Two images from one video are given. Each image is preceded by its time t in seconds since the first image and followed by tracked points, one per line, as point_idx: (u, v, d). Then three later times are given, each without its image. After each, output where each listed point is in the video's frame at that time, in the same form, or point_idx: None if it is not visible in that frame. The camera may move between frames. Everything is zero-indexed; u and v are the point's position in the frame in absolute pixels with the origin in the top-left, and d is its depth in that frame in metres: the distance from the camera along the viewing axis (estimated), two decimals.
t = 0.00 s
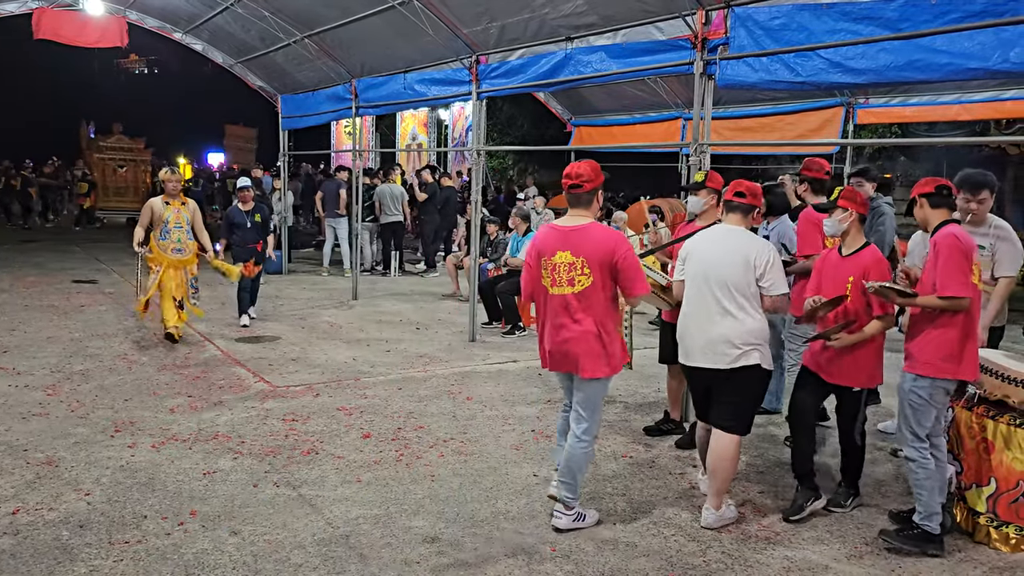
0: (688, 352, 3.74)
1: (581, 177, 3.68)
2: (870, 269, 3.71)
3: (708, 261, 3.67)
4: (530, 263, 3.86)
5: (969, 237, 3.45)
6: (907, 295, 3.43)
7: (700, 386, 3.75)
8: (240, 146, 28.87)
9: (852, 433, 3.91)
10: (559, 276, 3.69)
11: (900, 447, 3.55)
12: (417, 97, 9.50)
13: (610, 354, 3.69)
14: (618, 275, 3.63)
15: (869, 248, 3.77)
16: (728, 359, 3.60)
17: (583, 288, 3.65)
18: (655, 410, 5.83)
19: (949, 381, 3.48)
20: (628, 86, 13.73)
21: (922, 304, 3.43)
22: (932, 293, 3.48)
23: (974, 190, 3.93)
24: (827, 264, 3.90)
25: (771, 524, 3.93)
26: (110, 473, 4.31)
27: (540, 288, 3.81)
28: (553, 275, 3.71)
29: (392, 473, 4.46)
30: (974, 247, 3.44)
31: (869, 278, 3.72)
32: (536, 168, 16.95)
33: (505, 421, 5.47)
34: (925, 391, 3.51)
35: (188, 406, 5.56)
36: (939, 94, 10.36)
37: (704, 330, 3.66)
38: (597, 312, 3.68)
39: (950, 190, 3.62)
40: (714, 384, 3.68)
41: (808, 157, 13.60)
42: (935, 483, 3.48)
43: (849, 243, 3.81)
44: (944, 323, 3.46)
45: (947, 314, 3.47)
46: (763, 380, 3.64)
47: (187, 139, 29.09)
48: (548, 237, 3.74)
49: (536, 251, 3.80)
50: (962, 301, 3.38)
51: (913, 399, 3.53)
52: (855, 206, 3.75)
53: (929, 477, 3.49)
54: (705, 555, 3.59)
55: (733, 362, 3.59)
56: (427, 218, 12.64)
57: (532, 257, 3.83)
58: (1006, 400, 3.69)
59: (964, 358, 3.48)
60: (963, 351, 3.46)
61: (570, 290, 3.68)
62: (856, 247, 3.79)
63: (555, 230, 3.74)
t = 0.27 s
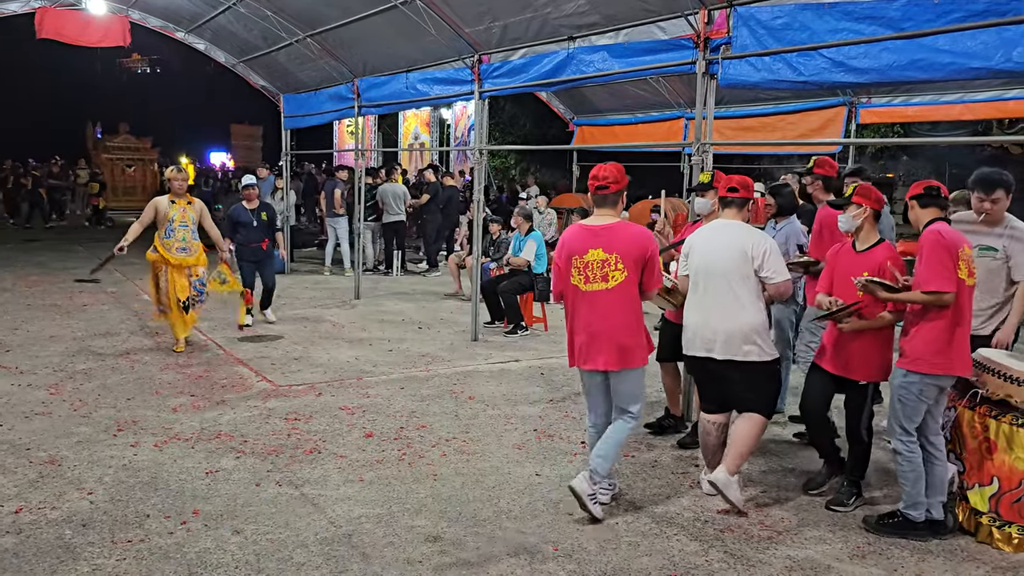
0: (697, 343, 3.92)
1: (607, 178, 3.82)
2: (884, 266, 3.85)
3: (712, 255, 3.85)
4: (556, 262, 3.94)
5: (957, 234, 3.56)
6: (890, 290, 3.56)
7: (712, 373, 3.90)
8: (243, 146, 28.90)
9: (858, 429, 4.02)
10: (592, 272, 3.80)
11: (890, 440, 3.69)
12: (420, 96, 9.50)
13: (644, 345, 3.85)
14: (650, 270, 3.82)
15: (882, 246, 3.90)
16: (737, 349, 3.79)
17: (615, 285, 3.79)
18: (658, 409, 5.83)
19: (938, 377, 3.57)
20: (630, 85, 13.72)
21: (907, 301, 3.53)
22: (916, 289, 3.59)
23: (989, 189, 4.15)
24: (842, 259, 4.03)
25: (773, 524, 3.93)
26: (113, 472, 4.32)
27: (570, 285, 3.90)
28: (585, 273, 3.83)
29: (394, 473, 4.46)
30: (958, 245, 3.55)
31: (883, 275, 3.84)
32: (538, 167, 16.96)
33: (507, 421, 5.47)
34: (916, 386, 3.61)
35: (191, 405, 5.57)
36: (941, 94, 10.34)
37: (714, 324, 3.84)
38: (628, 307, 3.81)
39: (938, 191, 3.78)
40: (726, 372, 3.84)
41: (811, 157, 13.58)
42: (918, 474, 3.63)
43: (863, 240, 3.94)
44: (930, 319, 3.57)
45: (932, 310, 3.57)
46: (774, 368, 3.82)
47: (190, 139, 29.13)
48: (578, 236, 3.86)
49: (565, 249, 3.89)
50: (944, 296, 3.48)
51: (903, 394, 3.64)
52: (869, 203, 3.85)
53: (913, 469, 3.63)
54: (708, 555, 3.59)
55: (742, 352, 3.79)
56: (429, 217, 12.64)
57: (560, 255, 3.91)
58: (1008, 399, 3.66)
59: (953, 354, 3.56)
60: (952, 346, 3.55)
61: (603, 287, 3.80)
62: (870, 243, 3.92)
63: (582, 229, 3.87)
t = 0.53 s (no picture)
0: (713, 338, 4.03)
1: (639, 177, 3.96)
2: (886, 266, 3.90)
3: (727, 251, 3.99)
4: (585, 258, 3.99)
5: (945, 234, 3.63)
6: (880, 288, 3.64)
7: (727, 371, 4.02)
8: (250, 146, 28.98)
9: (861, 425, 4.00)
10: (628, 267, 3.93)
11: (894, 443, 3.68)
12: (426, 96, 9.50)
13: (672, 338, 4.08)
14: (680, 266, 4.02)
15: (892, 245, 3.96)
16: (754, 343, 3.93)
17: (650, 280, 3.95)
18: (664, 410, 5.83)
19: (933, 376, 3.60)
20: (636, 86, 13.71)
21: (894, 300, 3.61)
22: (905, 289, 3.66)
23: (1009, 196, 4.19)
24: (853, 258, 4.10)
25: (780, 525, 3.92)
26: (120, 471, 4.34)
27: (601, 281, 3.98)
28: (622, 269, 3.94)
29: (400, 473, 4.46)
30: (945, 247, 3.61)
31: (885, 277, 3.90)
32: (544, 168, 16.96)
33: (513, 421, 5.47)
34: (912, 386, 3.64)
35: (197, 405, 5.58)
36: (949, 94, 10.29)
37: (729, 320, 3.97)
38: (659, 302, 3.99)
39: (934, 192, 3.84)
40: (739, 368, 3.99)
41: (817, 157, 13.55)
42: (924, 476, 3.63)
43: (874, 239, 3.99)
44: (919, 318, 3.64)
45: (923, 310, 3.64)
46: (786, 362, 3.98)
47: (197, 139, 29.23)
48: (612, 234, 3.95)
49: (596, 246, 3.97)
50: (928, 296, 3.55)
51: (901, 395, 3.68)
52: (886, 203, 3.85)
53: (918, 471, 3.63)
54: (714, 555, 3.58)
55: (759, 344, 3.92)
56: (435, 217, 12.65)
57: (591, 251, 3.97)
58: (1015, 401, 3.60)
59: (945, 353, 3.60)
60: (943, 346, 3.59)
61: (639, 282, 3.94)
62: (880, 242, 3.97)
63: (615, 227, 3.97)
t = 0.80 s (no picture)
0: (738, 340, 4.03)
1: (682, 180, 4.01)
2: (892, 264, 3.91)
3: (757, 255, 3.98)
4: (643, 258, 3.91)
5: (948, 234, 3.63)
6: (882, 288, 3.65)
7: (747, 373, 4.05)
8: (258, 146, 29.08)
9: (869, 424, 3.98)
10: (683, 268, 3.98)
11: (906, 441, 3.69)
12: (434, 97, 9.52)
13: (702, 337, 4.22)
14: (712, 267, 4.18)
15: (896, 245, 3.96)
16: (777, 347, 3.97)
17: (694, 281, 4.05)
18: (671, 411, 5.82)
19: (932, 375, 3.61)
20: (644, 86, 13.69)
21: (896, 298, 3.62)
22: (907, 288, 3.67)
23: None
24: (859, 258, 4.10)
25: (788, 526, 3.91)
26: (129, 470, 4.36)
27: (657, 281, 3.96)
28: (674, 270, 3.96)
29: (408, 473, 4.47)
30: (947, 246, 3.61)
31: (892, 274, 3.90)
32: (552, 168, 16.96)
33: (520, 421, 5.47)
34: (914, 384, 3.66)
35: (205, 404, 5.60)
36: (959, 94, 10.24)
37: (755, 323, 3.98)
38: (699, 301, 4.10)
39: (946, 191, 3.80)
40: (756, 371, 4.03)
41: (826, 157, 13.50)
42: (932, 475, 3.61)
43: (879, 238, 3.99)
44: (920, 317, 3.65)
45: (923, 309, 3.66)
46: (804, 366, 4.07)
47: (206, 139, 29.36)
48: (664, 234, 3.96)
49: (654, 246, 3.93)
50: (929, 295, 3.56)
51: (904, 394, 3.69)
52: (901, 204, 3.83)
53: (926, 470, 3.61)
54: (722, 557, 3.57)
55: (788, 348, 3.97)
56: (442, 218, 12.67)
57: (650, 251, 3.92)
58: None
59: (946, 352, 3.61)
60: (944, 345, 3.60)
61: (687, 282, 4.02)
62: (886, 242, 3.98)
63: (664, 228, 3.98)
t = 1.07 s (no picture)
0: (764, 336, 4.19)
1: (714, 179, 4.07)
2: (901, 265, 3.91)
3: (791, 254, 4.12)
4: (690, 258, 3.91)
5: (968, 237, 3.65)
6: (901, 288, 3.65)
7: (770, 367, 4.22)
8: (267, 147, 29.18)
9: (875, 424, 3.99)
10: (723, 268, 4.05)
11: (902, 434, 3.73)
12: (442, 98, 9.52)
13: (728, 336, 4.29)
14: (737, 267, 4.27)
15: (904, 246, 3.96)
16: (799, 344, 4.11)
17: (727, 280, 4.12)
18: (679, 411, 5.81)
19: (937, 372, 3.66)
20: (652, 86, 13.66)
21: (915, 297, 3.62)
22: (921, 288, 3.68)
23: None
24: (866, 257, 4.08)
25: (796, 528, 3.89)
26: (137, 470, 4.38)
27: (700, 281, 3.98)
28: (715, 270, 4.02)
29: (416, 473, 4.47)
30: (967, 248, 3.63)
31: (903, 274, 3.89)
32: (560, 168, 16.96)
33: (527, 422, 5.47)
34: (918, 378, 3.71)
35: (214, 404, 5.63)
36: (969, 94, 10.18)
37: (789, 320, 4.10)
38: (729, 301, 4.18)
39: (970, 195, 3.79)
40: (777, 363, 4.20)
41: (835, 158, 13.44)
42: (931, 466, 3.66)
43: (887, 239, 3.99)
44: (933, 318, 3.66)
45: (935, 308, 3.68)
46: (826, 360, 4.23)
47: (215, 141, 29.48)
48: (705, 234, 4.00)
49: (698, 245, 3.95)
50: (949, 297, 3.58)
51: (907, 385, 3.75)
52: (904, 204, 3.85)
53: (926, 462, 3.66)
54: (730, 558, 3.56)
55: (818, 344, 4.12)
56: (450, 218, 12.68)
57: (695, 250, 3.93)
58: None
59: (954, 353, 3.65)
60: (952, 346, 3.64)
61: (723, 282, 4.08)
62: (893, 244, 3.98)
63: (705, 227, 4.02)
